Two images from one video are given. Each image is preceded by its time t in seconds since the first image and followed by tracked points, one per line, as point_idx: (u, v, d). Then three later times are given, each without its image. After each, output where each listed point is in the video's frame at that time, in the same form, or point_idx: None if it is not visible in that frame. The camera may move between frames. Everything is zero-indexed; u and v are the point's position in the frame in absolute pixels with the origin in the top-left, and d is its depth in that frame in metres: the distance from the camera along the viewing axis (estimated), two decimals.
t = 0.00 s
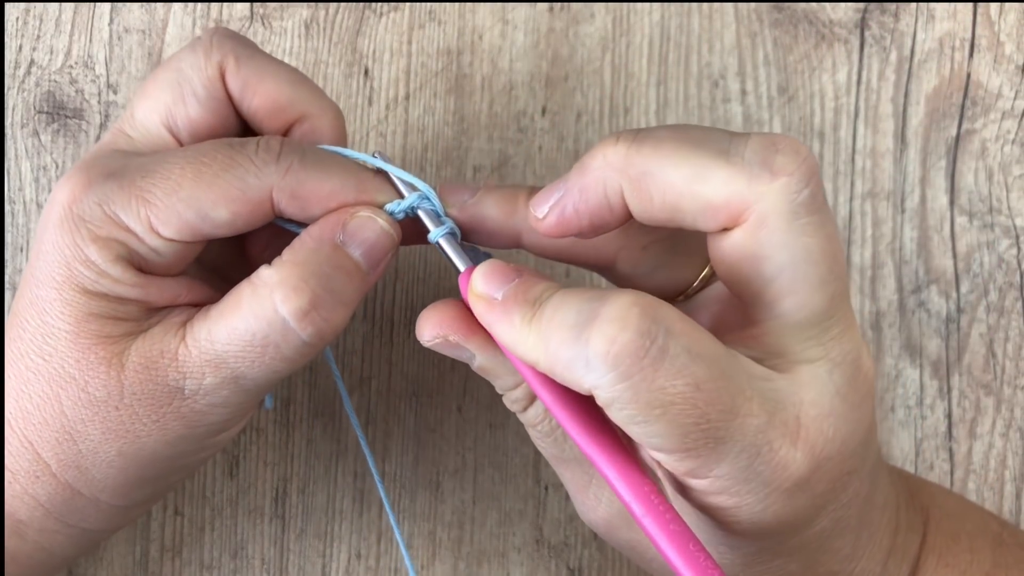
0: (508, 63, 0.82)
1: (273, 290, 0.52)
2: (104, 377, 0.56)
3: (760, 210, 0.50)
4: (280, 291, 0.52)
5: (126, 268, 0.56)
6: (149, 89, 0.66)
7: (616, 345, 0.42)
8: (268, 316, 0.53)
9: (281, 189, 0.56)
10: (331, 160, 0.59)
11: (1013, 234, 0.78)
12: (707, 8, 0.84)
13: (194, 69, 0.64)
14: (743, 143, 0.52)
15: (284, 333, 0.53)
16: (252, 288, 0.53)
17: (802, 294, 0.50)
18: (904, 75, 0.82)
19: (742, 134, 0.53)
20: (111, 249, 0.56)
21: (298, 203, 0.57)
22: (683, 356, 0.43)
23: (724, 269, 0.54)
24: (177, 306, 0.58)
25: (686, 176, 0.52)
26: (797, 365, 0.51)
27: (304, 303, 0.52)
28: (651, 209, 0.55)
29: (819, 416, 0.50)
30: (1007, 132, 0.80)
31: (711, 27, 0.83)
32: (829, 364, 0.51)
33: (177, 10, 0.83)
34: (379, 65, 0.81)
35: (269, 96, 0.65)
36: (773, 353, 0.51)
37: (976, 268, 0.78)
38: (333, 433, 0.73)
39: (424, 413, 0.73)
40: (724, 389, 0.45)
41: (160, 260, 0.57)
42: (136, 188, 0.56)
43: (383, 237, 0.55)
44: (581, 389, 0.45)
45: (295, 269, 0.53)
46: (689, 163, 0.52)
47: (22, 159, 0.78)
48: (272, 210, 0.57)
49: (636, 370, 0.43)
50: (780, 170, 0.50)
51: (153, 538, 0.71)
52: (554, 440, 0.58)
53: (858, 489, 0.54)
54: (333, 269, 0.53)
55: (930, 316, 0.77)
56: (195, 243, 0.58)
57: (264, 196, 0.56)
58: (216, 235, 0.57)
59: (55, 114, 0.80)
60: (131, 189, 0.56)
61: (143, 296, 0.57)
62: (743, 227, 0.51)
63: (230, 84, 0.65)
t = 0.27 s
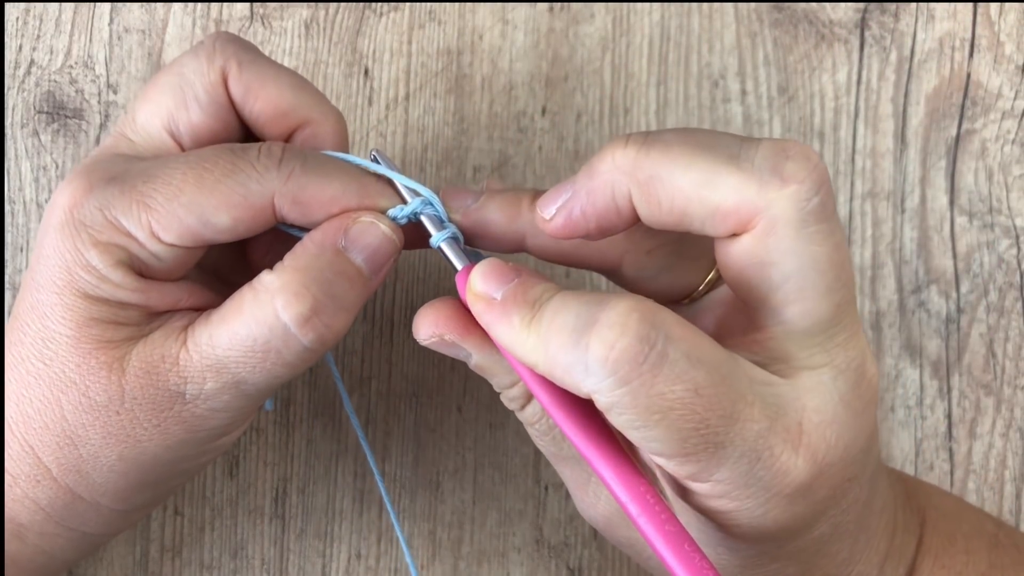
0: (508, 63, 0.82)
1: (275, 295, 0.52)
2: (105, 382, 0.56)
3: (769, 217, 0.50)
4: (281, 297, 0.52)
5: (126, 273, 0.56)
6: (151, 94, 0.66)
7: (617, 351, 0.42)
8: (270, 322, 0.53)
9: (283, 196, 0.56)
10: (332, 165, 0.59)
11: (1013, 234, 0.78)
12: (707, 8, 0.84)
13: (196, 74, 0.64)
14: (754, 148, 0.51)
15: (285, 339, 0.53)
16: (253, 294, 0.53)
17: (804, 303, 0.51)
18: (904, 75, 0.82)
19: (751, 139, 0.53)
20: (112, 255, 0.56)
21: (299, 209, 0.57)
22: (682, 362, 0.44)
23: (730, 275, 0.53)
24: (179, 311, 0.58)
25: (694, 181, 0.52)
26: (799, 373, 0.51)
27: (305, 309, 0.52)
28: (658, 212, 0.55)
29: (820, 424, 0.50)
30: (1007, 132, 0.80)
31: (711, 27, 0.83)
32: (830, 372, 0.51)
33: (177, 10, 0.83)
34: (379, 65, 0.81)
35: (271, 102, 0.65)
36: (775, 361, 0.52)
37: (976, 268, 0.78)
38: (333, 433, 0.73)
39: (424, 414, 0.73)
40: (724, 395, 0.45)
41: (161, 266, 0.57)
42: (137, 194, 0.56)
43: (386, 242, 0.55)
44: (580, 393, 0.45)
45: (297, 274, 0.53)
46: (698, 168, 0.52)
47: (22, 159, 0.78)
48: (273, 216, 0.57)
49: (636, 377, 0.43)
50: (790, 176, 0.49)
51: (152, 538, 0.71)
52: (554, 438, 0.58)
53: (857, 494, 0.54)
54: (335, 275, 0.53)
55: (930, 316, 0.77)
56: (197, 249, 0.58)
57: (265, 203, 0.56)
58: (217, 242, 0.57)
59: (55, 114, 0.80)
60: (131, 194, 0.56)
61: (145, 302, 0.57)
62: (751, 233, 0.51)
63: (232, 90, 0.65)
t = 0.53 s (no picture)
0: (508, 63, 0.82)
1: (277, 295, 0.52)
2: (108, 389, 0.56)
3: (787, 215, 0.50)
4: (284, 297, 0.52)
5: (131, 281, 0.56)
6: (160, 102, 0.66)
7: (630, 345, 0.43)
8: (271, 322, 0.53)
9: (288, 206, 0.56)
10: (337, 172, 0.58)
11: (1013, 234, 0.78)
12: (707, 8, 0.84)
13: (206, 85, 0.65)
14: (770, 146, 0.51)
15: (288, 339, 0.54)
16: (256, 295, 0.53)
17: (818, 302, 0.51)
18: (904, 75, 0.82)
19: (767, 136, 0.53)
20: (116, 263, 0.56)
21: (305, 215, 0.57)
22: (695, 355, 0.44)
23: (744, 271, 0.53)
24: (184, 319, 0.58)
25: (712, 178, 0.51)
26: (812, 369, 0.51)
27: (307, 310, 0.52)
28: (673, 209, 0.54)
29: (830, 422, 0.50)
30: (1007, 132, 0.80)
31: (711, 27, 0.83)
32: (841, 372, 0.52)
33: (177, 10, 0.83)
34: (379, 64, 0.81)
35: (279, 114, 0.65)
36: (788, 356, 0.52)
37: (976, 268, 0.78)
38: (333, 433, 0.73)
39: (424, 413, 0.73)
40: (737, 390, 0.45)
41: (165, 275, 0.57)
42: (141, 203, 0.56)
43: (392, 244, 0.54)
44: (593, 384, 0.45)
45: (302, 275, 0.52)
46: (715, 165, 0.51)
47: (21, 159, 0.78)
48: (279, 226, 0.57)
49: (650, 370, 0.43)
50: (807, 176, 0.49)
51: (152, 538, 0.71)
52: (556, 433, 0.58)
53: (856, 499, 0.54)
54: (337, 276, 0.53)
55: (930, 316, 0.77)
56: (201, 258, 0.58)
57: (270, 212, 0.56)
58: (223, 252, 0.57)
59: (55, 114, 0.80)
60: (135, 203, 0.56)
61: (149, 309, 0.57)
62: (768, 231, 0.50)
63: (241, 101, 0.65)
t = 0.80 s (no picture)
0: (508, 63, 0.82)
1: (275, 292, 0.53)
2: (106, 387, 0.56)
3: (828, 168, 0.51)
4: (283, 294, 0.52)
5: (133, 280, 0.56)
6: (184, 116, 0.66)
7: (683, 295, 0.42)
8: (269, 320, 0.53)
9: (289, 209, 0.56)
10: (341, 176, 0.58)
11: (1013, 234, 0.78)
12: (707, 8, 0.84)
13: (232, 106, 0.65)
14: (801, 108, 0.53)
15: (286, 336, 0.54)
16: (255, 293, 0.53)
17: (855, 259, 0.52)
18: (904, 75, 0.82)
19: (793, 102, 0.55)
20: (118, 261, 0.56)
21: (307, 219, 0.57)
22: (746, 306, 0.43)
23: (785, 232, 0.54)
24: (185, 321, 0.58)
25: (752, 138, 0.53)
26: (848, 328, 0.52)
27: (304, 308, 0.53)
28: (712, 175, 0.55)
29: (871, 378, 0.50)
30: (1007, 132, 0.80)
31: (711, 27, 0.83)
32: (874, 329, 0.53)
33: (177, 10, 0.83)
34: (379, 64, 0.81)
35: (298, 146, 0.65)
36: (824, 317, 0.52)
37: (976, 268, 0.78)
38: (332, 433, 0.72)
39: (424, 413, 0.73)
40: (787, 343, 0.45)
41: (167, 276, 0.58)
42: (145, 203, 0.56)
43: (393, 249, 0.54)
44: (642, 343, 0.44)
45: (302, 273, 0.53)
46: (753, 127, 0.53)
47: (22, 160, 0.78)
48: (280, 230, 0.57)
49: (706, 319, 0.42)
50: (843, 130, 0.51)
51: (153, 538, 0.71)
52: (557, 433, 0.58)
53: (870, 489, 0.53)
54: (336, 276, 0.53)
55: (930, 316, 0.77)
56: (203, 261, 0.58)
57: (271, 215, 0.56)
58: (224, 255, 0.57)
59: (55, 114, 0.80)
60: (139, 203, 0.56)
61: (150, 309, 0.57)
62: (808, 186, 0.52)
63: (264, 129, 0.66)
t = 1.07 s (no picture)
0: (508, 63, 0.82)
1: (281, 282, 0.52)
2: (105, 381, 0.56)
3: (845, 116, 0.55)
4: (290, 284, 0.52)
5: (136, 274, 0.56)
6: (199, 124, 0.67)
7: (731, 233, 0.41)
8: (275, 310, 0.53)
9: (292, 205, 0.55)
10: (344, 173, 0.57)
11: (1013, 234, 0.78)
12: (707, 8, 0.84)
13: (245, 115, 0.66)
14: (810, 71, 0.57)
15: (291, 327, 0.54)
16: (261, 285, 0.53)
17: (870, 209, 0.55)
18: (904, 75, 0.82)
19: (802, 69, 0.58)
20: (122, 256, 0.56)
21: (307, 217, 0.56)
22: (790, 240, 0.43)
23: (801, 189, 0.57)
24: (186, 318, 0.58)
25: (774, 92, 0.55)
26: (867, 278, 0.53)
27: (309, 299, 0.53)
28: (733, 133, 0.57)
29: (893, 324, 0.52)
30: (1007, 132, 0.80)
31: (711, 27, 0.83)
32: (889, 281, 0.54)
33: (177, 10, 0.83)
34: (379, 64, 0.81)
35: (306, 158, 0.65)
36: (843, 271, 0.54)
37: (977, 268, 0.78)
38: (332, 433, 0.73)
39: (424, 413, 0.73)
40: (825, 280, 0.44)
41: (170, 274, 0.58)
42: (151, 198, 0.56)
43: (399, 248, 0.53)
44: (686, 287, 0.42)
45: (305, 266, 0.52)
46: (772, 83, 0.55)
47: (22, 160, 0.78)
48: (283, 227, 0.56)
49: (756, 254, 0.41)
50: (853, 84, 0.55)
51: (153, 538, 0.71)
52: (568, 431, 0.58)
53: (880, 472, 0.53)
54: (340, 270, 0.53)
55: (930, 316, 0.77)
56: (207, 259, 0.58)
57: (274, 212, 0.55)
58: (227, 253, 0.57)
59: (55, 114, 0.80)
60: (146, 199, 0.56)
61: (153, 304, 0.57)
62: (825, 138, 0.55)
63: (275, 139, 0.66)
